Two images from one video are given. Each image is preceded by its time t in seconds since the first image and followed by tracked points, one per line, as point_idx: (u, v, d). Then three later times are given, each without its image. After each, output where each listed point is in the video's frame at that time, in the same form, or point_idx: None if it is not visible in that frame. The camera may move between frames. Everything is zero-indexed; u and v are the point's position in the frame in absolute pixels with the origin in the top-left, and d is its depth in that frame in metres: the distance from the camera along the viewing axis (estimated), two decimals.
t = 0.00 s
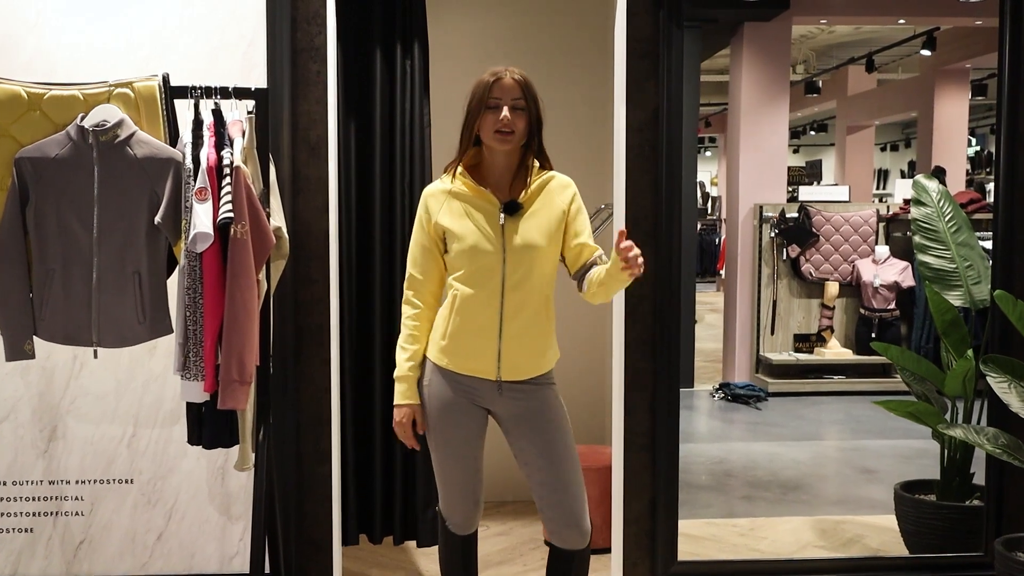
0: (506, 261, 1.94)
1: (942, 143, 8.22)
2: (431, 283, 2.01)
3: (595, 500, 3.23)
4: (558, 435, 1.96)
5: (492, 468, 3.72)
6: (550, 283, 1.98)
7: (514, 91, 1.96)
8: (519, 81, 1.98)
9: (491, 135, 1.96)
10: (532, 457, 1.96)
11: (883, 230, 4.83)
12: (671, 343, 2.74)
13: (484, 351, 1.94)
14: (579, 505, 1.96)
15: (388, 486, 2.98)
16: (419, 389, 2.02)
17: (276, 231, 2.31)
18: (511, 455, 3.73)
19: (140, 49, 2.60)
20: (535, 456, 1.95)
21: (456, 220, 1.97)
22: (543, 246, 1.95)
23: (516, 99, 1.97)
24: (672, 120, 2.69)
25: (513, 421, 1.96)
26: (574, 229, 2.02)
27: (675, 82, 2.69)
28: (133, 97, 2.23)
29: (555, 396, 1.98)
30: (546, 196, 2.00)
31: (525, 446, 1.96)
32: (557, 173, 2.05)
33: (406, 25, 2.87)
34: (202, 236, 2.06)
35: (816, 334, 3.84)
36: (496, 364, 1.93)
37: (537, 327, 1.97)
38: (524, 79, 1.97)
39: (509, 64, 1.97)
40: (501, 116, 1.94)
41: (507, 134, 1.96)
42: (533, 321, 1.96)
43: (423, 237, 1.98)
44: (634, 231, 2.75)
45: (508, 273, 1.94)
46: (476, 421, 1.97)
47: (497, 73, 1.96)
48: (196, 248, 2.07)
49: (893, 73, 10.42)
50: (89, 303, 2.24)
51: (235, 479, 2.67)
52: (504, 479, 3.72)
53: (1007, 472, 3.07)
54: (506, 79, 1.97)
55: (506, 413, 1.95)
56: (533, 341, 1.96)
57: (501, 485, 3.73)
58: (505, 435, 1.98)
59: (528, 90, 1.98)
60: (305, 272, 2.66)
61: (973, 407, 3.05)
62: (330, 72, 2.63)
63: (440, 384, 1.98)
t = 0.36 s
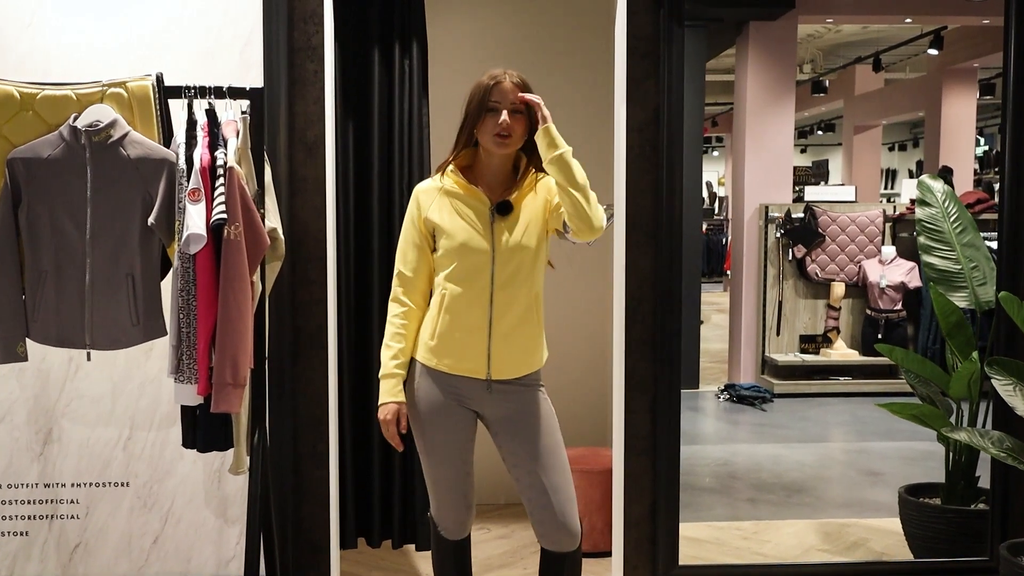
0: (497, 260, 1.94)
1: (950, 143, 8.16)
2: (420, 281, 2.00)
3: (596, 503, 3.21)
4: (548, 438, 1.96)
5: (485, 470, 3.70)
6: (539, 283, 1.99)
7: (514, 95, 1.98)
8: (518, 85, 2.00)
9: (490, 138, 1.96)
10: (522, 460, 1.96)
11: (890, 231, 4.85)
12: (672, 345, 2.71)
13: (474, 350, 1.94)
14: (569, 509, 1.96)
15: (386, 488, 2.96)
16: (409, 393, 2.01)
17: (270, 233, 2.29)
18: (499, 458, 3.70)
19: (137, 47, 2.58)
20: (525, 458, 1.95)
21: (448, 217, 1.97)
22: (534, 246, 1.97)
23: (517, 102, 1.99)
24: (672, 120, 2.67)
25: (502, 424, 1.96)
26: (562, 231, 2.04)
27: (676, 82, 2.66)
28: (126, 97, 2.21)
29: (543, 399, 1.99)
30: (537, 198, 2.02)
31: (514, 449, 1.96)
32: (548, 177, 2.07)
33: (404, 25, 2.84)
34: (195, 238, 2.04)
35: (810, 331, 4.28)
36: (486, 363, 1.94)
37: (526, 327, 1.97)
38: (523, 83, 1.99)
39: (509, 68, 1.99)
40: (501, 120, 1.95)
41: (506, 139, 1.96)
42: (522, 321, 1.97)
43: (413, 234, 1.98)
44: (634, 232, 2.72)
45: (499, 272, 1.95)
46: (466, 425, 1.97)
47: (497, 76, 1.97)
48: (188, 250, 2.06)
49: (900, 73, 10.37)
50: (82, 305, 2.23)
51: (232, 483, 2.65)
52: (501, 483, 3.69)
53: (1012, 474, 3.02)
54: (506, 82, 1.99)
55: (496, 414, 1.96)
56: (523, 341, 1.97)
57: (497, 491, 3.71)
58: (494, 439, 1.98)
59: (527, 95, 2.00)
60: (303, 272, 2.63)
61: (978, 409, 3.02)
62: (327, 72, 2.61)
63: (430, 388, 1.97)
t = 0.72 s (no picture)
0: (482, 261, 1.97)
1: (957, 141, 8.13)
2: (406, 282, 2.02)
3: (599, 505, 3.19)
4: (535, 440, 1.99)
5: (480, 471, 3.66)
6: (524, 281, 2.02)
7: (492, 95, 1.95)
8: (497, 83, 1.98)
9: (471, 140, 1.96)
10: (509, 462, 1.99)
11: (897, 231, 4.82)
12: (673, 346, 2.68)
13: (461, 350, 1.96)
14: (557, 510, 2.00)
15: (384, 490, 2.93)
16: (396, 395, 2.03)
17: (265, 232, 2.26)
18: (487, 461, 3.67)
19: (132, 44, 2.56)
20: (512, 461, 1.98)
21: (432, 218, 1.99)
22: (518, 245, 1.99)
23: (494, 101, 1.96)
24: (672, 117, 2.63)
25: (489, 425, 1.99)
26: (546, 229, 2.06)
27: (676, 78, 2.63)
28: (118, 95, 2.18)
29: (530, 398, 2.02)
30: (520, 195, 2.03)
31: (502, 451, 1.99)
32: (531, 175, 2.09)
33: (402, 22, 2.81)
34: (186, 237, 2.01)
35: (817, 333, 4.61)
36: (473, 363, 1.96)
37: (513, 326, 2.00)
38: (502, 80, 1.96)
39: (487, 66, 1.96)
40: (480, 122, 1.94)
41: (485, 142, 1.95)
42: (508, 320, 1.99)
43: (399, 235, 1.99)
44: (634, 232, 2.69)
45: (484, 272, 1.97)
46: (454, 427, 1.99)
47: (474, 75, 1.94)
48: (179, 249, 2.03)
49: (907, 71, 10.30)
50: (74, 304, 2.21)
51: (228, 485, 2.62)
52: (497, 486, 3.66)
53: (1018, 474, 2.95)
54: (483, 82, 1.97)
55: (483, 416, 1.98)
56: (509, 340, 1.99)
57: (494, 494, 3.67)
58: (481, 440, 2.01)
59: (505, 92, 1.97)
60: (300, 271, 2.60)
61: (983, 409, 2.98)
62: (323, 68, 2.58)
63: (416, 389, 1.98)
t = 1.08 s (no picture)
0: (470, 263, 1.95)
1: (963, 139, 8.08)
2: (395, 287, 2.02)
3: (598, 508, 3.16)
4: (526, 443, 1.96)
5: (476, 474, 3.63)
6: (515, 283, 1.99)
7: (465, 95, 1.92)
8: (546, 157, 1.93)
9: (450, 144, 1.95)
10: (500, 466, 1.96)
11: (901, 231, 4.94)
12: (672, 347, 2.64)
13: (451, 354, 1.94)
14: (549, 515, 1.98)
15: (380, 493, 2.90)
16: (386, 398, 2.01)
17: (256, 232, 2.23)
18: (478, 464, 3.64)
19: (125, 42, 2.53)
20: (503, 465, 1.96)
21: (418, 223, 1.98)
22: (506, 247, 1.96)
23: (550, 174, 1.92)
24: (670, 115, 2.60)
25: (479, 428, 1.95)
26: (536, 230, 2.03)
27: (674, 76, 2.59)
28: (107, 93, 2.15)
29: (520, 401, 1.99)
30: (507, 196, 2.00)
31: (493, 455, 1.96)
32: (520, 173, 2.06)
33: (397, 19, 2.78)
34: (175, 237, 1.98)
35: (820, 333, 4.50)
36: (463, 367, 1.94)
37: (504, 329, 1.98)
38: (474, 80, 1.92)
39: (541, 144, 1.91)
40: (457, 126, 1.93)
41: (463, 147, 1.94)
42: (498, 323, 1.97)
43: (385, 240, 1.99)
44: (632, 232, 2.66)
45: (472, 275, 1.95)
46: (444, 429, 1.97)
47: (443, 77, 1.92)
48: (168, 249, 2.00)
49: (912, 69, 10.25)
50: (63, 304, 2.19)
51: (221, 488, 2.59)
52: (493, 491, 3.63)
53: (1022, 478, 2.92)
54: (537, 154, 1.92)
55: (474, 420, 1.96)
56: (500, 343, 1.97)
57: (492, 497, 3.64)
58: (471, 443, 1.98)
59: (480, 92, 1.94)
60: (294, 272, 2.58)
61: (987, 412, 2.93)
62: (318, 66, 2.56)
63: (405, 393, 1.97)
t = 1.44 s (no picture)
0: (463, 262, 1.93)
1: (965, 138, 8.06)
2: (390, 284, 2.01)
3: (596, 509, 3.12)
4: (524, 444, 1.94)
5: (473, 475, 3.61)
6: (511, 280, 1.97)
7: (447, 129, 1.84)
8: (536, 335, 1.90)
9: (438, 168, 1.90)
10: (495, 467, 1.94)
11: (903, 230, 5.44)
12: (670, 347, 2.61)
13: (446, 353, 1.93)
14: (545, 517, 1.95)
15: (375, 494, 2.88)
16: (383, 399, 1.99)
17: (249, 230, 2.21)
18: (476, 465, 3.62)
19: (118, 40, 2.51)
20: (499, 465, 1.94)
21: (410, 223, 1.96)
22: (501, 244, 1.93)
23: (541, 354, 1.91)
24: (669, 113, 2.57)
25: (477, 428, 1.94)
26: (531, 226, 2.00)
27: (672, 73, 2.56)
28: (98, 90, 2.14)
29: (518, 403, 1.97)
30: (498, 195, 1.97)
31: (489, 455, 1.94)
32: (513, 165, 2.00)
33: (393, 16, 2.76)
34: (166, 235, 1.96)
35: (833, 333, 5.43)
36: (458, 365, 1.92)
37: (499, 326, 1.95)
38: (454, 111, 1.83)
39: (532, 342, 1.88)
40: (443, 157, 1.87)
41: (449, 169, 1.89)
42: (493, 321, 1.94)
43: (377, 240, 1.98)
44: (630, 231, 2.63)
45: (466, 273, 1.93)
46: (440, 429, 1.96)
47: (424, 112, 1.82)
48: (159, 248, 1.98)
49: (915, 70, 10.22)
50: (54, 303, 2.17)
51: (215, 490, 2.57)
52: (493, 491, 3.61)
53: None
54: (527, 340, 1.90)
55: (469, 420, 1.94)
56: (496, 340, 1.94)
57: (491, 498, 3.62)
58: (468, 443, 1.97)
59: (462, 117, 1.85)
60: (288, 272, 2.56)
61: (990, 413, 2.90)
62: (313, 63, 2.53)
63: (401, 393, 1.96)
